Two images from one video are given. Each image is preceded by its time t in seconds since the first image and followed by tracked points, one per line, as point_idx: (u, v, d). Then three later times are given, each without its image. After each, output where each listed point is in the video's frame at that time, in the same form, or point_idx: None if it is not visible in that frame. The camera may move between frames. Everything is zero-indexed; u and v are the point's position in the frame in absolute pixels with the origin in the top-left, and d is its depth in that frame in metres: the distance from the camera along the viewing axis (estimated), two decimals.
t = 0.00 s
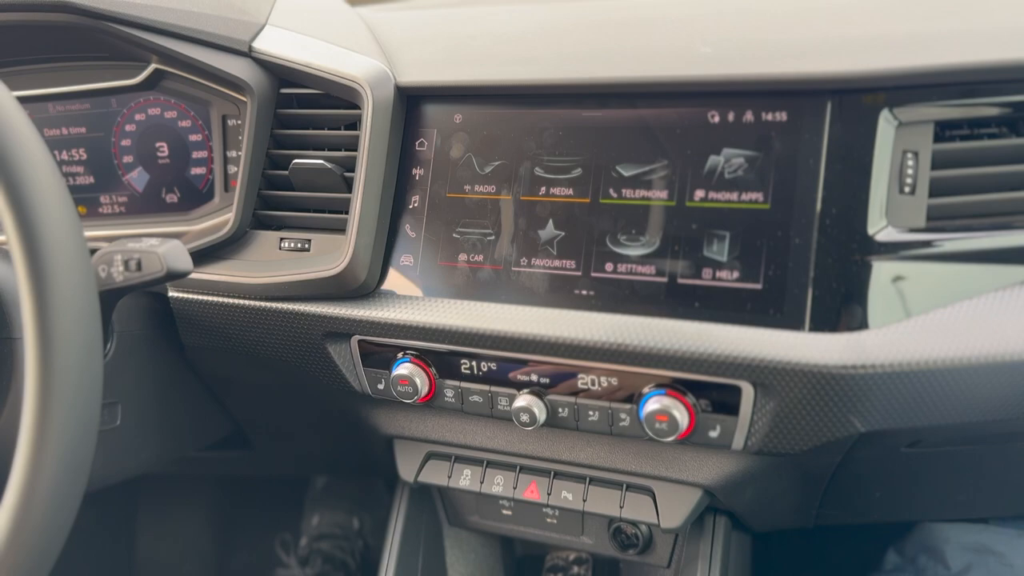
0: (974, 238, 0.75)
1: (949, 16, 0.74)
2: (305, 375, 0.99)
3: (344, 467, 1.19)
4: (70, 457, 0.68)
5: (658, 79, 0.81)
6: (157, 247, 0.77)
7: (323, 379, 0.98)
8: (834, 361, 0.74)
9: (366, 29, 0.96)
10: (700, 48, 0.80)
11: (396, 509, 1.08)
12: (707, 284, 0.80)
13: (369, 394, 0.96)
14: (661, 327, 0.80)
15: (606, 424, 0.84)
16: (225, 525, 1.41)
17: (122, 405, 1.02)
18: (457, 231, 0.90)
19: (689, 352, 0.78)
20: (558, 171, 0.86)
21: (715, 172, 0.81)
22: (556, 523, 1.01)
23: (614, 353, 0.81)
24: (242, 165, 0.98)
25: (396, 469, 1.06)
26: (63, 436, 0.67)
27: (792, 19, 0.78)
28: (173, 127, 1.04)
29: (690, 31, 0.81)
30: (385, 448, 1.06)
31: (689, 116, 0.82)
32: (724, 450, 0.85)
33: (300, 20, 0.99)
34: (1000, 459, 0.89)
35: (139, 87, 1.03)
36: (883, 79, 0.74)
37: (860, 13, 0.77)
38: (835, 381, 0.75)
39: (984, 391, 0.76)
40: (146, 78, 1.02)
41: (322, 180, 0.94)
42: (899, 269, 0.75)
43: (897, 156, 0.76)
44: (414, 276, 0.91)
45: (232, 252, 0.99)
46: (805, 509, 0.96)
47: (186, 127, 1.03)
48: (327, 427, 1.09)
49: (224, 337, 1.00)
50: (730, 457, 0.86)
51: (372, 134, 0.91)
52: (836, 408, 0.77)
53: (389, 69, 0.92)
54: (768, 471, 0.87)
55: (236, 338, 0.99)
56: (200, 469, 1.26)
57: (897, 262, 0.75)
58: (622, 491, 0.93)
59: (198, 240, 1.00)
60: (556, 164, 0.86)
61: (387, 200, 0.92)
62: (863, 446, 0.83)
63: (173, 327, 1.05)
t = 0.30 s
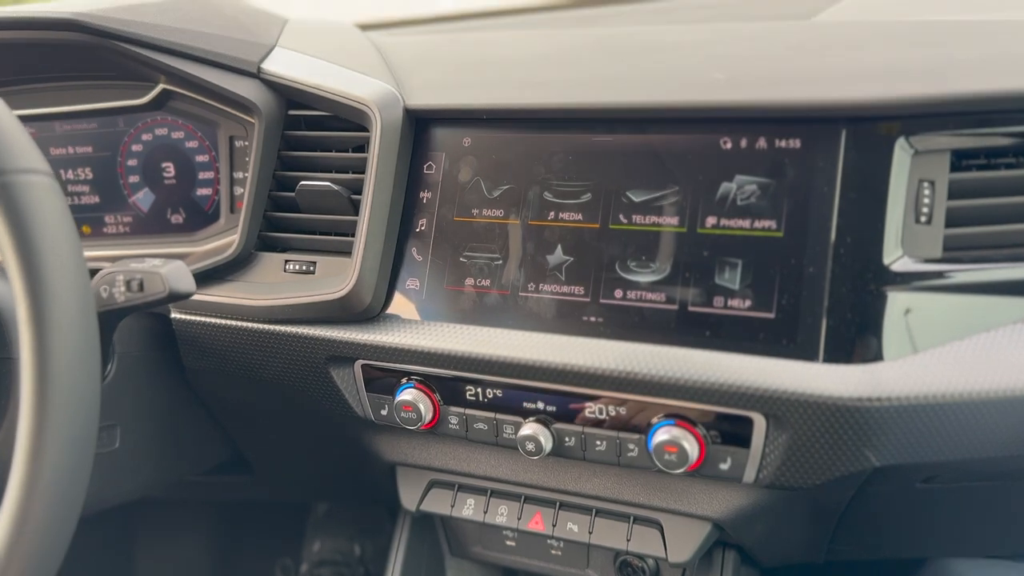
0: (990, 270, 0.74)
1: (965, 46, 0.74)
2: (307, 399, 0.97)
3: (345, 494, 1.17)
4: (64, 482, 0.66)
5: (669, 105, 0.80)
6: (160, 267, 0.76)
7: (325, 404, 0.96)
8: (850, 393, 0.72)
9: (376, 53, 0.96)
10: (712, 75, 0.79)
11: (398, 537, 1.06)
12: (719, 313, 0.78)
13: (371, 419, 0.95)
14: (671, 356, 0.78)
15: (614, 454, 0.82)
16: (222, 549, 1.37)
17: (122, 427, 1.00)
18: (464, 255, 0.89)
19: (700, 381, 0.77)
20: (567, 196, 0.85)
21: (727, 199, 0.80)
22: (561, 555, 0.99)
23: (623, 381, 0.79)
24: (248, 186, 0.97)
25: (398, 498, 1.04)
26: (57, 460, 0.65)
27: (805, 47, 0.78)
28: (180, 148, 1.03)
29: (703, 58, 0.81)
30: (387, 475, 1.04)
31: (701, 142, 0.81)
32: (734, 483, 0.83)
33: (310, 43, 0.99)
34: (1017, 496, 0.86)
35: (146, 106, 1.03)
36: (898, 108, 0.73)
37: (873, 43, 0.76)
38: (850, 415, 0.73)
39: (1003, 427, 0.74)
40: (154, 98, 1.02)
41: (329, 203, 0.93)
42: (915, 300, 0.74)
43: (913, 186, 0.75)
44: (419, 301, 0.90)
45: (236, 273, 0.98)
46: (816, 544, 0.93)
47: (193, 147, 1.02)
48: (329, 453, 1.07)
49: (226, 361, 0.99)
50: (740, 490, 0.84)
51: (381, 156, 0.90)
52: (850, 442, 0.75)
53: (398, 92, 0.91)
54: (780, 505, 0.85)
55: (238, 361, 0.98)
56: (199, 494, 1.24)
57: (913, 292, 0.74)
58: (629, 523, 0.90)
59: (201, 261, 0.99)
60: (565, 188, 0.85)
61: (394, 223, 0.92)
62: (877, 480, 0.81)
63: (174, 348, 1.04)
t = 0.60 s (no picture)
0: (936, 280, 0.81)
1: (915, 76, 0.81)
2: (310, 396, 1.04)
3: (344, 489, 1.23)
4: (88, 466, 0.72)
5: (645, 126, 0.87)
6: (177, 269, 0.82)
7: (326, 400, 1.03)
8: (806, 391, 0.79)
9: (380, 75, 1.04)
10: (685, 100, 0.86)
11: (393, 527, 1.14)
12: (689, 317, 0.85)
13: (369, 414, 1.01)
14: (644, 356, 0.85)
15: (592, 447, 0.89)
16: (227, 541, 1.44)
17: (137, 419, 1.07)
18: (457, 262, 0.96)
19: (670, 379, 0.83)
20: (552, 209, 0.92)
21: (698, 213, 0.87)
22: (546, 546, 1.05)
23: (601, 379, 0.86)
24: (259, 196, 1.05)
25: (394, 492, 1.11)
26: (83, 446, 0.71)
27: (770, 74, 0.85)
28: (195, 160, 1.11)
29: (677, 84, 0.88)
30: (384, 468, 1.10)
31: (675, 160, 0.88)
32: (703, 476, 0.90)
33: (317, 65, 1.07)
34: (968, 493, 0.93)
35: (164, 121, 1.10)
36: (853, 131, 0.80)
37: (832, 71, 0.83)
38: (806, 410, 0.80)
39: (945, 422, 0.80)
40: (173, 113, 1.09)
41: (333, 213, 1.00)
42: (868, 307, 0.81)
43: (866, 202, 0.81)
44: (415, 304, 0.97)
45: (246, 277, 1.05)
46: (784, 538, 0.99)
47: (207, 160, 1.10)
48: (329, 449, 1.13)
49: (235, 359, 1.06)
50: (709, 483, 0.91)
51: (382, 170, 0.97)
52: (807, 436, 0.82)
53: (399, 111, 0.99)
54: (746, 498, 0.91)
55: (246, 359, 1.05)
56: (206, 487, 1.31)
57: (867, 300, 0.81)
58: (608, 514, 0.97)
59: (213, 265, 1.06)
60: (550, 202, 0.92)
61: (393, 232, 0.99)
62: (835, 474, 0.88)
63: (186, 346, 1.10)
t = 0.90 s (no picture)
0: (945, 286, 0.81)
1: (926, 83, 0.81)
2: (320, 396, 1.05)
3: (352, 490, 1.24)
4: (104, 464, 0.70)
5: (655, 131, 0.88)
6: (192, 269, 0.83)
7: (336, 401, 1.04)
8: (815, 394, 0.80)
9: (393, 81, 1.05)
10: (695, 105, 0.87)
11: (401, 529, 1.14)
12: (699, 320, 0.86)
13: (379, 415, 1.02)
14: (653, 358, 0.86)
15: (600, 449, 0.89)
16: (235, 540, 1.45)
17: (148, 418, 1.07)
18: (467, 265, 0.97)
19: (679, 382, 0.84)
20: (562, 212, 0.93)
21: (707, 217, 0.87)
22: (554, 549, 1.05)
23: (610, 381, 0.87)
24: (271, 199, 1.06)
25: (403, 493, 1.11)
26: (98, 444, 0.70)
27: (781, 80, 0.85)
28: (209, 162, 1.12)
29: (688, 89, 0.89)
30: (392, 470, 1.11)
31: (685, 165, 0.88)
32: (710, 479, 0.90)
33: (330, 69, 1.08)
34: (976, 500, 0.92)
35: (179, 123, 1.11)
36: (864, 137, 0.80)
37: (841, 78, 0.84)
38: (815, 414, 0.80)
39: (954, 427, 0.80)
40: (186, 116, 1.11)
41: (345, 215, 1.01)
42: (877, 311, 0.81)
43: (875, 208, 0.82)
44: (425, 306, 0.98)
45: (258, 278, 1.06)
46: (791, 543, 0.99)
47: (220, 162, 1.11)
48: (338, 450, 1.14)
49: (246, 360, 1.07)
50: (717, 486, 0.91)
51: (393, 173, 0.98)
52: (815, 439, 0.82)
53: (411, 114, 1.00)
54: (753, 501, 0.92)
55: (257, 359, 1.06)
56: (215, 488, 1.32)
57: (877, 304, 0.81)
58: (616, 517, 0.97)
59: (226, 266, 1.07)
60: (560, 205, 0.93)
61: (404, 234, 1.00)
62: (843, 478, 0.88)
63: (198, 345, 1.11)
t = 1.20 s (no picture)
0: (963, 283, 0.81)
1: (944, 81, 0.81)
2: (335, 391, 1.05)
3: (365, 487, 1.24)
4: (122, 456, 0.70)
5: (672, 127, 0.88)
6: (210, 263, 0.83)
7: (351, 396, 1.04)
8: (832, 392, 0.79)
9: (409, 77, 1.05)
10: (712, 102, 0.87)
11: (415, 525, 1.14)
12: (715, 317, 0.86)
13: (393, 411, 1.02)
14: (670, 354, 0.86)
15: (616, 445, 0.89)
16: (247, 535, 1.45)
17: (165, 412, 1.06)
18: (483, 261, 0.97)
19: (696, 378, 0.84)
20: (578, 208, 0.93)
21: (724, 213, 0.87)
22: (567, 546, 1.05)
23: (627, 377, 0.87)
24: (288, 194, 1.06)
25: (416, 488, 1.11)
26: (116, 436, 0.70)
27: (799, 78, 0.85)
28: (225, 158, 1.12)
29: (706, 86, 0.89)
30: (406, 465, 1.11)
31: (702, 161, 0.88)
32: (725, 477, 0.90)
33: (347, 66, 1.08)
34: (992, 500, 0.92)
35: (196, 120, 1.12)
36: (882, 134, 0.80)
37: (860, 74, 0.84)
38: (833, 411, 0.80)
39: (972, 425, 0.80)
40: (203, 112, 1.11)
41: (361, 211, 1.02)
42: (894, 308, 0.81)
43: (894, 204, 0.82)
44: (439, 302, 0.98)
45: (274, 273, 1.06)
46: (805, 541, 0.99)
47: (237, 158, 1.11)
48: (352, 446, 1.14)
49: (262, 355, 1.07)
50: (731, 484, 0.91)
51: (410, 169, 0.98)
52: (832, 436, 0.82)
53: (427, 111, 1.00)
54: (768, 499, 0.91)
55: (272, 353, 1.06)
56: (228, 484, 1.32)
57: (895, 302, 0.81)
58: (630, 514, 0.97)
59: (243, 262, 1.07)
60: (576, 202, 0.93)
61: (420, 230, 1.00)
62: (860, 476, 0.88)
63: (212, 340, 1.11)
